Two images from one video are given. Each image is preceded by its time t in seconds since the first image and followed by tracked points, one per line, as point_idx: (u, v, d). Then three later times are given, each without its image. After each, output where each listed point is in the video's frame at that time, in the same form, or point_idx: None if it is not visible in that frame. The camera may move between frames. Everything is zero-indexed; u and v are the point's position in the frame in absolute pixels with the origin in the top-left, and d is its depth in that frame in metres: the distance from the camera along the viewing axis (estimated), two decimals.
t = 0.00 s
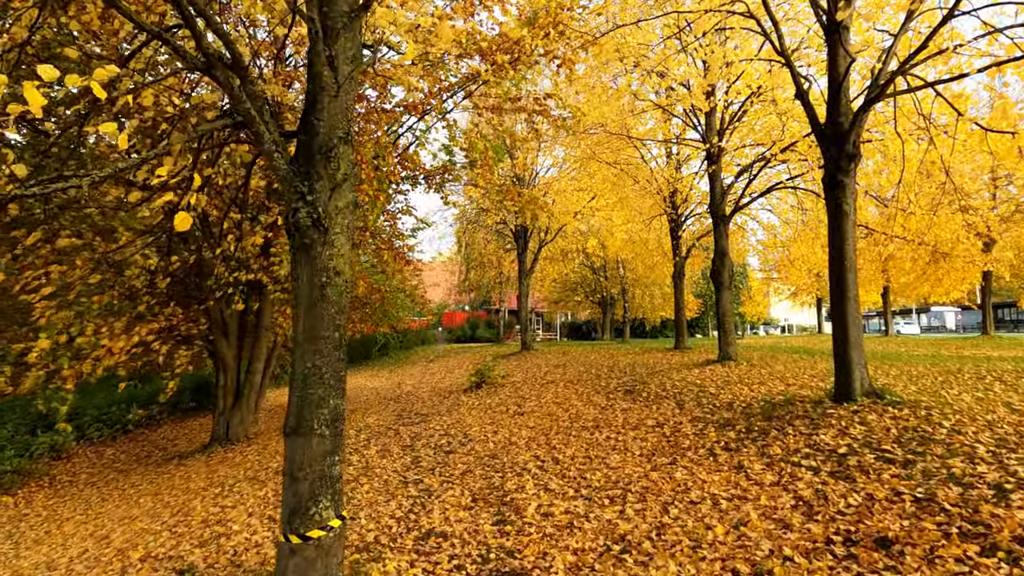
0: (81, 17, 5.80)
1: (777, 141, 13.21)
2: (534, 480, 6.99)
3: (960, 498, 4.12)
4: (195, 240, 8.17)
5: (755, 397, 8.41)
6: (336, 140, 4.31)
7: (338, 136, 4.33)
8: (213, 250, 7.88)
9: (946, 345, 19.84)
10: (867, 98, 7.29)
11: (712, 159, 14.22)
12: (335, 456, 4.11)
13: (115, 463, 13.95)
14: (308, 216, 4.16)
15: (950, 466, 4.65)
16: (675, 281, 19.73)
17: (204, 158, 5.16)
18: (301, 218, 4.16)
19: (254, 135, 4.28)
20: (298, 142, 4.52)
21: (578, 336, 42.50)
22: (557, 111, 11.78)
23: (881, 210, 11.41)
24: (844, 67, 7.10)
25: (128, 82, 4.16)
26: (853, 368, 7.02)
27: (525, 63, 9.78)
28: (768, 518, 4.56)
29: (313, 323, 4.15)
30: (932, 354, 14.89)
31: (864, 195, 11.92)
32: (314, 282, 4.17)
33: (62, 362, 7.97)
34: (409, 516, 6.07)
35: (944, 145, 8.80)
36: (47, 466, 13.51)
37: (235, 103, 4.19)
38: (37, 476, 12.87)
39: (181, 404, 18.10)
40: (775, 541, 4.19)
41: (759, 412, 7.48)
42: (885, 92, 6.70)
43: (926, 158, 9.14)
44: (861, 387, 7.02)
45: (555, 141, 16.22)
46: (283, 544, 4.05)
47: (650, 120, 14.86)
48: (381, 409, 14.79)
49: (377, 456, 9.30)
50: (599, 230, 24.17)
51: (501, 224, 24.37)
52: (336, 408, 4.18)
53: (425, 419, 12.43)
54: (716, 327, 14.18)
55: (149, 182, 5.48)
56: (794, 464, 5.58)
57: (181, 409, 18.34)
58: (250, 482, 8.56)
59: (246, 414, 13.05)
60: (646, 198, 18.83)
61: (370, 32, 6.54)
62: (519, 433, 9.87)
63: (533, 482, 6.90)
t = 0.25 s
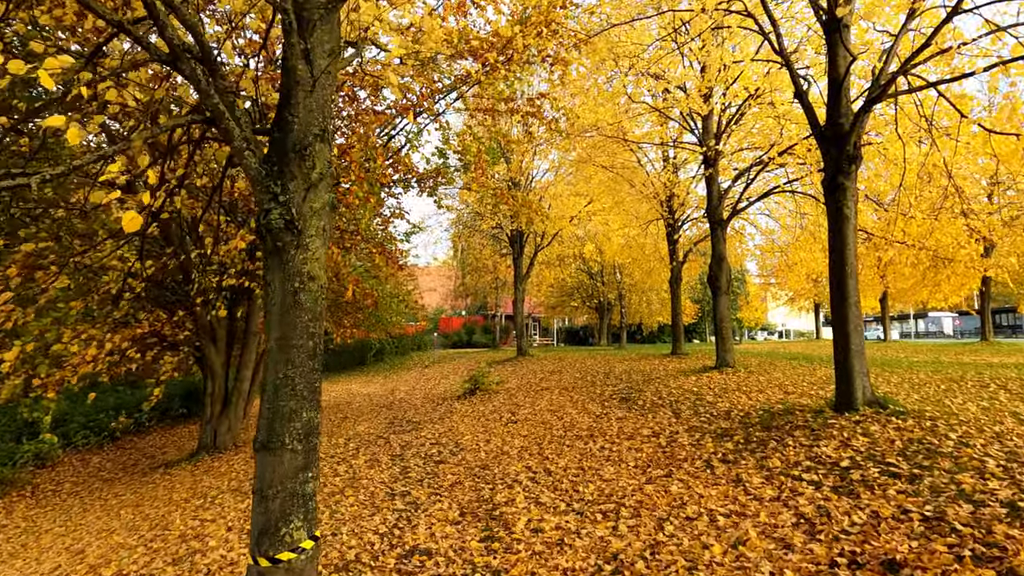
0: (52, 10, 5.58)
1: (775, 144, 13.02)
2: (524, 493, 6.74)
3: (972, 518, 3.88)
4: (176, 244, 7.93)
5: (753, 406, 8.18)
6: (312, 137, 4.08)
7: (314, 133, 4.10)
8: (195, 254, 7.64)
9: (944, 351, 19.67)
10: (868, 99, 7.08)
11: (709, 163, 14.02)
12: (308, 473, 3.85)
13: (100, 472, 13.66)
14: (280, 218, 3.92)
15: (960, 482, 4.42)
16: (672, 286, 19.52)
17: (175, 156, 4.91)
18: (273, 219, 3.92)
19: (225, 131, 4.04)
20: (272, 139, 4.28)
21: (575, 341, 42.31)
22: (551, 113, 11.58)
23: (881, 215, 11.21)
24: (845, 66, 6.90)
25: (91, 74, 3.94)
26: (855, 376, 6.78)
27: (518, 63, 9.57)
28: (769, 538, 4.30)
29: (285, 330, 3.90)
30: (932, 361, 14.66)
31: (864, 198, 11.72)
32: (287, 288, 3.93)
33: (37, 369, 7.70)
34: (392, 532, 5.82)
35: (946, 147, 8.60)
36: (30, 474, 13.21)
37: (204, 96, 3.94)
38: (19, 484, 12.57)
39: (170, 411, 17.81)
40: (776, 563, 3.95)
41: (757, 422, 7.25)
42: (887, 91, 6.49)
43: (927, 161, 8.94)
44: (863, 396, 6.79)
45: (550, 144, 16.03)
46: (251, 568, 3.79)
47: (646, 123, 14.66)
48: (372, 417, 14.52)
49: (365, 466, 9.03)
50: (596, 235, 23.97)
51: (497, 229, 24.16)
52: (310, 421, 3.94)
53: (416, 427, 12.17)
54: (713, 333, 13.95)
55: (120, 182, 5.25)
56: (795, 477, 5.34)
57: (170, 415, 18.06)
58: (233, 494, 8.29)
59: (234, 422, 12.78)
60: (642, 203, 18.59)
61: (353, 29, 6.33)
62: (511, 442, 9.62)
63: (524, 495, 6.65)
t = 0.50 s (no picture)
0: None
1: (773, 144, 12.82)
2: (516, 501, 6.48)
3: (989, 532, 3.63)
4: (157, 243, 7.68)
5: (753, 411, 7.93)
6: (285, 125, 3.84)
7: (288, 122, 3.85)
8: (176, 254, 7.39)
9: (944, 354, 19.46)
10: (870, 93, 6.87)
11: (707, 163, 13.81)
12: (279, 483, 3.60)
13: (85, 477, 13.36)
14: (250, 211, 3.67)
15: (973, 492, 4.18)
16: (669, 289, 19.30)
17: (146, 149, 4.66)
18: (243, 212, 3.67)
19: (192, 119, 3.79)
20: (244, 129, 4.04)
21: (572, 345, 42.08)
22: (545, 111, 11.36)
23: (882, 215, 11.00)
24: (846, 60, 6.69)
25: (50, 56, 3.70)
26: (858, 380, 6.54)
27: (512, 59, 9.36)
28: (772, 552, 4.05)
29: (255, 331, 3.65)
30: (933, 364, 14.44)
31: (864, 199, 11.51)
32: (257, 286, 3.68)
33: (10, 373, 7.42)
34: (376, 544, 5.55)
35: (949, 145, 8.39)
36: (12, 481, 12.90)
37: (169, 81, 3.70)
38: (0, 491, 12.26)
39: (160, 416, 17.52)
40: None
41: (758, 428, 7.01)
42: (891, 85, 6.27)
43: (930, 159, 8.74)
44: (867, 400, 6.56)
45: (545, 145, 15.81)
46: None
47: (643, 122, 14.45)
48: (364, 421, 14.23)
49: (352, 472, 8.76)
50: (592, 237, 23.75)
51: (492, 231, 23.93)
52: (282, 427, 3.68)
53: (407, 432, 11.91)
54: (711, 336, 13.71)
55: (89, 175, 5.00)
56: (798, 486, 5.10)
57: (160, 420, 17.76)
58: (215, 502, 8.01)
59: (222, 427, 12.48)
60: (639, 205, 18.38)
61: (338, 20, 6.11)
62: (505, 447, 9.37)
63: (515, 504, 6.40)
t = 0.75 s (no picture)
0: None
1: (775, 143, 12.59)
2: (510, 512, 6.22)
3: (1016, 552, 3.37)
4: (141, 243, 7.43)
5: (756, 417, 7.68)
6: (260, 114, 3.57)
7: (263, 111, 3.59)
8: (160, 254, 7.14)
9: (947, 356, 19.19)
10: (878, 88, 6.61)
11: (707, 163, 13.57)
12: (251, 499, 3.34)
13: (72, 483, 13.08)
14: (220, 206, 3.41)
15: (996, 508, 3.92)
16: (669, 290, 19.05)
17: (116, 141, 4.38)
18: (214, 208, 3.41)
19: (160, 107, 3.53)
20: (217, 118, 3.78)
21: (571, 347, 41.80)
22: (542, 108, 11.11)
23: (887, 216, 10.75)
24: (854, 52, 6.44)
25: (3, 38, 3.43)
26: (867, 386, 6.28)
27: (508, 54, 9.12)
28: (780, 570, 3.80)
29: (227, 335, 3.39)
30: (938, 367, 14.19)
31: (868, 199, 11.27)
32: (229, 287, 3.42)
33: None
34: (363, 559, 5.29)
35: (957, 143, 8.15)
36: None
37: (133, 66, 3.43)
38: None
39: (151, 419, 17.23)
40: None
41: (761, 435, 6.75)
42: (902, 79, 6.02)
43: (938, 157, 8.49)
44: (876, 406, 6.30)
45: (543, 144, 15.57)
46: None
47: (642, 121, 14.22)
48: (357, 426, 13.93)
49: (343, 480, 8.48)
50: (591, 238, 23.51)
51: (490, 232, 23.68)
52: (256, 440, 3.42)
53: (402, 437, 11.64)
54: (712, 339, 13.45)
55: (59, 169, 4.74)
56: (807, 498, 4.84)
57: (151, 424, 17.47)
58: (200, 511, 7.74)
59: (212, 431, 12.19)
60: (638, 206, 18.14)
61: (326, 9, 5.87)
62: (500, 453, 9.11)
63: (509, 514, 6.13)
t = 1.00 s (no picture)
0: None
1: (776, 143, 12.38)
2: (503, 522, 5.98)
3: None
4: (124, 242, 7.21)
5: (758, 423, 7.45)
6: (232, 104, 3.35)
7: (235, 100, 3.36)
8: (143, 254, 6.92)
9: (950, 359, 18.96)
10: (885, 82, 6.38)
11: (708, 162, 13.35)
12: (219, 516, 3.11)
13: (61, 487, 12.83)
14: (186, 202, 3.19)
15: (1016, 524, 3.69)
16: (668, 292, 18.82)
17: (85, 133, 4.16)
18: (181, 203, 3.20)
19: (124, 96, 3.31)
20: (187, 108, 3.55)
21: (570, 348, 41.57)
22: (539, 105, 10.88)
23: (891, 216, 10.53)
24: (860, 46, 6.23)
25: None
26: (874, 391, 6.06)
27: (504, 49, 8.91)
28: None
29: (193, 340, 3.16)
30: (942, 370, 13.97)
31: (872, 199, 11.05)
32: (196, 288, 3.19)
33: None
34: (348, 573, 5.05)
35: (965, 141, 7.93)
36: None
37: (93, 51, 3.21)
38: None
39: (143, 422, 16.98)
40: None
41: (764, 442, 6.53)
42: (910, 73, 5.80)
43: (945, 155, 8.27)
44: (883, 413, 6.08)
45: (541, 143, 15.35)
46: None
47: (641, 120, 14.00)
48: (352, 429, 13.70)
49: (333, 486, 8.25)
50: (590, 239, 23.29)
51: (488, 233, 23.46)
52: (225, 453, 3.20)
53: (395, 441, 11.41)
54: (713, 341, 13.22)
55: (27, 164, 4.51)
56: (813, 511, 4.61)
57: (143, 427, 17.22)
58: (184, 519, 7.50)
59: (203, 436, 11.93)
60: (638, 206, 17.91)
61: None
62: (495, 459, 8.87)
63: (502, 524, 5.90)
